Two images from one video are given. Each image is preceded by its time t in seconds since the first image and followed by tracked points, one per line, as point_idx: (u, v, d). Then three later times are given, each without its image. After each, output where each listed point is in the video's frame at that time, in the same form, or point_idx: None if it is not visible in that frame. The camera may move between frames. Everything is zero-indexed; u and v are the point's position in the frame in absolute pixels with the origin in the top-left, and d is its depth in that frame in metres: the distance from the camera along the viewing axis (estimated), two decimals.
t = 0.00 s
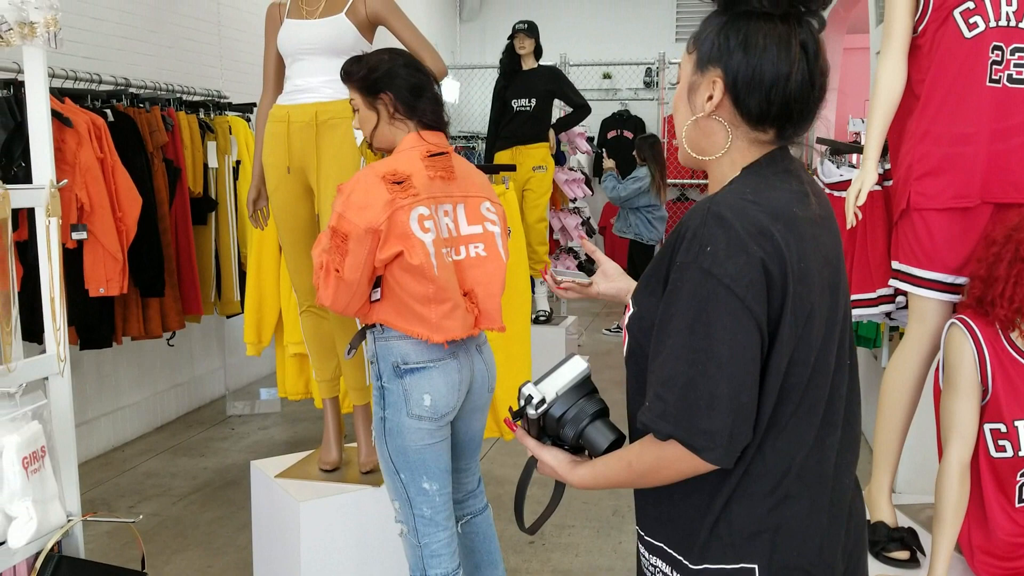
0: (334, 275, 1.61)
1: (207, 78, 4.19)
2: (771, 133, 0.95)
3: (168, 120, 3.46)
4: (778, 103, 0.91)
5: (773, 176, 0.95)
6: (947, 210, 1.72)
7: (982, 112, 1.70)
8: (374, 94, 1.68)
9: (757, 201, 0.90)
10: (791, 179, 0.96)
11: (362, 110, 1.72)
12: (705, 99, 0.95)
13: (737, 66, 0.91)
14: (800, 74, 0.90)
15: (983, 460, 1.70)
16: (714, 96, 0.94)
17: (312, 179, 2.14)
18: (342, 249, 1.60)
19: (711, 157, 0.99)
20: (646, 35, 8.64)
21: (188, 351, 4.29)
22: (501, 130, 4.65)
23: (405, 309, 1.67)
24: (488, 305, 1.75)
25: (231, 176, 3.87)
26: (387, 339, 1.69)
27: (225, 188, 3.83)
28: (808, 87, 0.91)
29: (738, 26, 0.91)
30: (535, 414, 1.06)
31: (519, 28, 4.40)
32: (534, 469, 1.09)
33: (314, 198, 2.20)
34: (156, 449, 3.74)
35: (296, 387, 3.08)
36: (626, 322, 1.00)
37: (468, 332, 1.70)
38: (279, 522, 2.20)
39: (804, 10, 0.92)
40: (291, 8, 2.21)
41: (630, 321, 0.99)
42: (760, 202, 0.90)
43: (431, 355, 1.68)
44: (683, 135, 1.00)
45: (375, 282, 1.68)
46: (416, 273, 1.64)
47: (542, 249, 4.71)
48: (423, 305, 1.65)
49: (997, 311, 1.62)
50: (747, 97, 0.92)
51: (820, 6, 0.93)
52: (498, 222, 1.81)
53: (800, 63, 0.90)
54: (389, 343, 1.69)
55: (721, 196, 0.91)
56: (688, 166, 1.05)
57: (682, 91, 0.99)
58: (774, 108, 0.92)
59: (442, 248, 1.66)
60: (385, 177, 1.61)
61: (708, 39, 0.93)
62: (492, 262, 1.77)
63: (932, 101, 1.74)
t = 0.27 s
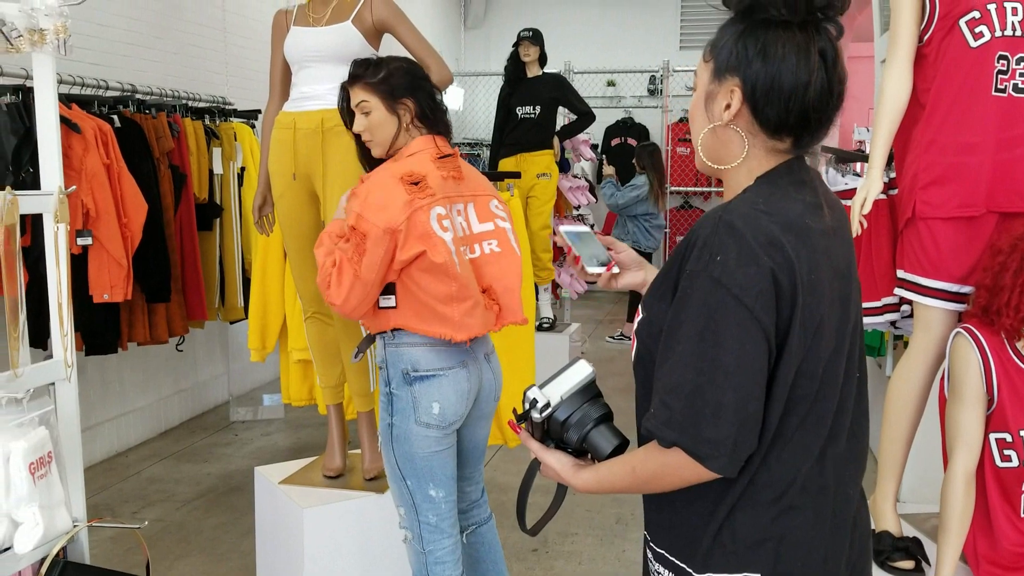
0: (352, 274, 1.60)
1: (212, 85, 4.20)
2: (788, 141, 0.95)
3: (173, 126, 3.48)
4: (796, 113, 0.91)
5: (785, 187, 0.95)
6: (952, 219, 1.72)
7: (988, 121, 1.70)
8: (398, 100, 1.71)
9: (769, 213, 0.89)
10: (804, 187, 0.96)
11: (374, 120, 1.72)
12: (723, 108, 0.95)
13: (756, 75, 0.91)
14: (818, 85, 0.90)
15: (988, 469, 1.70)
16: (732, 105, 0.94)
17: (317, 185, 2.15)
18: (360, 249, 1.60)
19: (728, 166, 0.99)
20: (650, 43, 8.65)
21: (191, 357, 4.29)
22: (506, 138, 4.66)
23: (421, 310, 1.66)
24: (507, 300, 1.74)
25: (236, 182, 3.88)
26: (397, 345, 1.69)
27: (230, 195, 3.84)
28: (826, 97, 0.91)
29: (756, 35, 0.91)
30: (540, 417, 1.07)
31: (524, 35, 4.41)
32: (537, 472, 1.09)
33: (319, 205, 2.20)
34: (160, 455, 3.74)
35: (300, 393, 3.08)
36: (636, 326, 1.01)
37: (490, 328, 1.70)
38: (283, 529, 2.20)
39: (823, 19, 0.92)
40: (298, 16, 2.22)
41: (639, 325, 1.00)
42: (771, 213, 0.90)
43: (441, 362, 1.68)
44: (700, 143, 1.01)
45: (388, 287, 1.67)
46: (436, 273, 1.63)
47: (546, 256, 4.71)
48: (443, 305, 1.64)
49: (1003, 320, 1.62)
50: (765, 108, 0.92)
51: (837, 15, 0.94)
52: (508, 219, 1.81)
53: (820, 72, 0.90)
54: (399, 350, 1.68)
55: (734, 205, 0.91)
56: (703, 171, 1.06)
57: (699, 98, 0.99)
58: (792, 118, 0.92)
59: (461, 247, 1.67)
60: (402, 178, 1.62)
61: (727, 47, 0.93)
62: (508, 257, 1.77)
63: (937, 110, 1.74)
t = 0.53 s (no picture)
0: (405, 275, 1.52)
1: (216, 93, 4.22)
2: (797, 148, 0.95)
3: (175, 134, 3.49)
4: (801, 118, 0.91)
5: (794, 198, 0.95)
6: (954, 230, 1.72)
7: (990, 132, 1.70)
8: (432, 110, 1.75)
9: (780, 225, 0.90)
10: (816, 199, 0.96)
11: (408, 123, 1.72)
12: (730, 116, 0.96)
13: (760, 82, 0.92)
14: (822, 88, 0.90)
15: (990, 481, 1.70)
16: (738, 113, 0.95)
17: (321, 194, 2.16)
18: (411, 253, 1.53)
19: (737, 175, 0.99)
20: (652, 53, 8.67)
21: (193, 364, 4.30)
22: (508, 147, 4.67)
23: (450, 314, 1.65)
24: (536, 287, 1.74)
25: (237, 190, 3.89)
26: (420, 351, 1.68)
27: (231, 203, 3.85)
28: (832, 102, 0.91)
29: (759, 44, 0.92)
30: (546, 422, 1.08)
31: (527, 45, 4.42)
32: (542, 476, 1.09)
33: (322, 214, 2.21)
34: (160, 462, 3.74)
35: (302, 401, 3.08)
36: (643, 334, 1.01)
37: (517, 322, 1.71)
38: (284, 537, 2.19)
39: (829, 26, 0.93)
40: (302, 25, 2.23)
41: (646, 333, 1.00)
42: (781, 225, 0.90)
43: (464, 369, 1.67)
44: (709, 153, 1.01)
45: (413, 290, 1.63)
46: (472, 277, 1.63)
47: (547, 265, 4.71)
48: (474, 306, 1.65)
49: (1005, 332, 1.62)
50: (770, 114, 0.92)
51: (843, 24, 0.94)
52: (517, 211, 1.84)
53: (823, 78, 0.90)
54: (422, 356, 1.67)
55: (745, 216, 0.91)
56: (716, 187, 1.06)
57: (708, 111, 1.00)
58: (798, 124, 0.92)
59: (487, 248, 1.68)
60: (443, 182, 1.59)
61: (733, 57, 0.95)
62: (524, 249, 1.79)
63: (940, 122, 1.75)
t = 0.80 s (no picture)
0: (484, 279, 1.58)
1: (216, 99, 4.22)
2: (798, 154, 0.95)
3: (173, 140, 3.50)
4: (799, 124, 0.92)
5: (797, 205, 0.95)
6: (953, 238, 1.72)
7: (988, 141, 1.71)
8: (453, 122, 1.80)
9: (784, 231, 0.90)
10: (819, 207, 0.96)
11: (435, 129, 1.76)
12: (731, 124, 0.98)
13: (757, 89, 0.93)
14: (819, 93, 0.91)
15: (989, 489, 1.69)
16: (737, 120, 0.96)
17: (320, 200, 2.16)
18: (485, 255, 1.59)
19: (739, 181, 1.00)
20: (652, 60, 8.68)
21: (192, 370, 4.29)
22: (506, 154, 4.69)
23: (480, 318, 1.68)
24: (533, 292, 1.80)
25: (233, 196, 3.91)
26: (457, 353, 1.67)
27: (227, 209, 3.86)
28: (830, 108, 0.91)
29: (758, 52, 0.94)
30: (552, 426, 1.08)
31: (527, 53, 4.43)
32: (548, 481, 1.09)
33: (321, 221, 2.21)
34: (159, 468, 3.74)
35: (301, 407, 3.08)
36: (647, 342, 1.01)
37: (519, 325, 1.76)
38: (282, 544, 2.19)
39: (829, 32, 0.93)
40: (302, 32, 2.24)
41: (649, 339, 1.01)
42: (787, 230, 0.90)
43: (495, 373, 1.70)
44: (712, 162, 1.02)
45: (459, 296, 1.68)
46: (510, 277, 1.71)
47: (547, 272, 4.70)
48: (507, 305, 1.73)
49: (1003, 340, 1.62)
50: (767, 121, 0.93)
51: (844, 30, 0.94)
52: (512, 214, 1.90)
53: (819, 83, 0.90)
54: (460, 358, 1.67)
55: (750, 222, 0.91)
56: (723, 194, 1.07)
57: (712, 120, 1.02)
58: (796, 130, 0.92)
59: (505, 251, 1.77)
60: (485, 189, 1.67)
61: (734, 66, 0.96)
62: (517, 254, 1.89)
63: (938, 131, 1.75)
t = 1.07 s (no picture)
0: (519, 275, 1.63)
1: (215, 98, 4.22)
2: (799, 153, 0.96)
3: (169, 140, 3.50)
4: (801, 124, 0.92)
5: (797, 202, 0.95)
6: (952, 237, 1.72)
7: (987, 140, 1.70)
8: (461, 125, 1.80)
9: (781, 224, 0.90)
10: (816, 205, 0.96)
11: (444, 132, 1.76)
12: (734, 122, 0.98)
13: (760, 88, 0.93)
14: (821, 94, 0.90)
15: (987, 489, 1.69)
16: (741, 119, 0.97)
17: (319, 200, 2.16)
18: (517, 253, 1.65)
19: (742, 177, 1.00)
20: (652, 60, 8.68)
21: (191, 369, 4.30)
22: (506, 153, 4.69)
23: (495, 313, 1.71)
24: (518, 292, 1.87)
25: (230, 196, 3.91)
26: (473, 346, 1.66)
27: (224, 209, 3.87)
28: (832, 109, 0.91)
29: (763, 51, 0.93)
30: (553, 418, 1.08)
31: (526, 52, 4.43)
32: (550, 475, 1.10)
33: (320, 220, 2.21)
34: (158, 467, 3.74)
35: (299, 406, 3.08)
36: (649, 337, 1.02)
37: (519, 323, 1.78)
38: (281, 544, 2.19)
39: (836, 34, 0.92)
40: (302, 31, 2.24)
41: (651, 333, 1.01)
42: (782, 223, 0.90)
43: (510, 366, 1.68)
44: (717, 157, 1.03)
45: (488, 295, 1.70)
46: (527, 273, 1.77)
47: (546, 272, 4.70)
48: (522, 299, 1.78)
49: (1001, 340, 1.62)
50: (770, 119, 0.93)
51: (851, 32, 0.94)
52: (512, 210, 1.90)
53: (823, 84, 0.90)
54: (476, 350, 1.65)
55: (746, 214, 0.92)
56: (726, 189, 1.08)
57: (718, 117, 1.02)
58: (798, 130, 0.92)
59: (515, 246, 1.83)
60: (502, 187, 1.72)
61: (739, 65, 0.96)
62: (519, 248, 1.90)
63: (937, 130, 1.75)
